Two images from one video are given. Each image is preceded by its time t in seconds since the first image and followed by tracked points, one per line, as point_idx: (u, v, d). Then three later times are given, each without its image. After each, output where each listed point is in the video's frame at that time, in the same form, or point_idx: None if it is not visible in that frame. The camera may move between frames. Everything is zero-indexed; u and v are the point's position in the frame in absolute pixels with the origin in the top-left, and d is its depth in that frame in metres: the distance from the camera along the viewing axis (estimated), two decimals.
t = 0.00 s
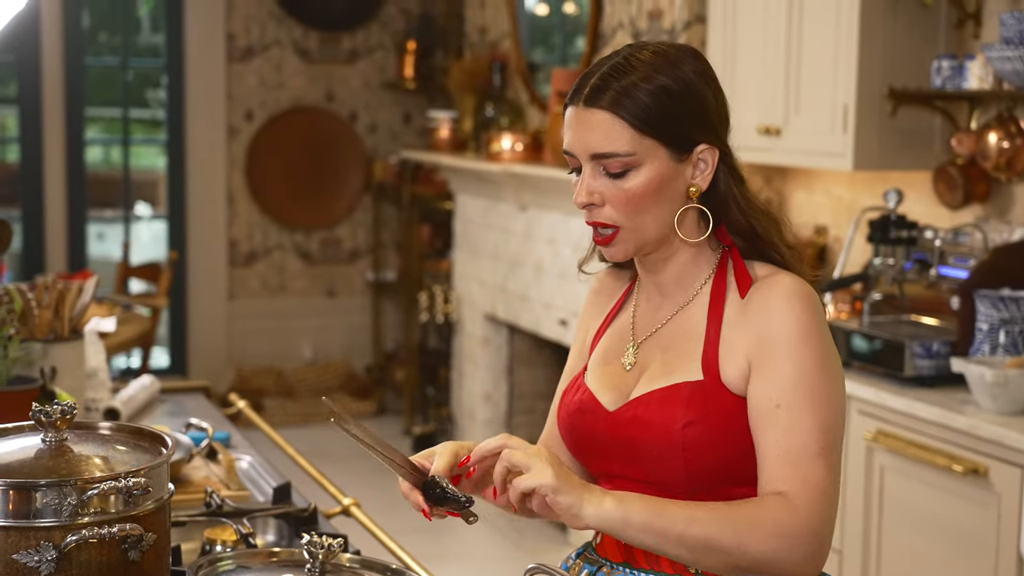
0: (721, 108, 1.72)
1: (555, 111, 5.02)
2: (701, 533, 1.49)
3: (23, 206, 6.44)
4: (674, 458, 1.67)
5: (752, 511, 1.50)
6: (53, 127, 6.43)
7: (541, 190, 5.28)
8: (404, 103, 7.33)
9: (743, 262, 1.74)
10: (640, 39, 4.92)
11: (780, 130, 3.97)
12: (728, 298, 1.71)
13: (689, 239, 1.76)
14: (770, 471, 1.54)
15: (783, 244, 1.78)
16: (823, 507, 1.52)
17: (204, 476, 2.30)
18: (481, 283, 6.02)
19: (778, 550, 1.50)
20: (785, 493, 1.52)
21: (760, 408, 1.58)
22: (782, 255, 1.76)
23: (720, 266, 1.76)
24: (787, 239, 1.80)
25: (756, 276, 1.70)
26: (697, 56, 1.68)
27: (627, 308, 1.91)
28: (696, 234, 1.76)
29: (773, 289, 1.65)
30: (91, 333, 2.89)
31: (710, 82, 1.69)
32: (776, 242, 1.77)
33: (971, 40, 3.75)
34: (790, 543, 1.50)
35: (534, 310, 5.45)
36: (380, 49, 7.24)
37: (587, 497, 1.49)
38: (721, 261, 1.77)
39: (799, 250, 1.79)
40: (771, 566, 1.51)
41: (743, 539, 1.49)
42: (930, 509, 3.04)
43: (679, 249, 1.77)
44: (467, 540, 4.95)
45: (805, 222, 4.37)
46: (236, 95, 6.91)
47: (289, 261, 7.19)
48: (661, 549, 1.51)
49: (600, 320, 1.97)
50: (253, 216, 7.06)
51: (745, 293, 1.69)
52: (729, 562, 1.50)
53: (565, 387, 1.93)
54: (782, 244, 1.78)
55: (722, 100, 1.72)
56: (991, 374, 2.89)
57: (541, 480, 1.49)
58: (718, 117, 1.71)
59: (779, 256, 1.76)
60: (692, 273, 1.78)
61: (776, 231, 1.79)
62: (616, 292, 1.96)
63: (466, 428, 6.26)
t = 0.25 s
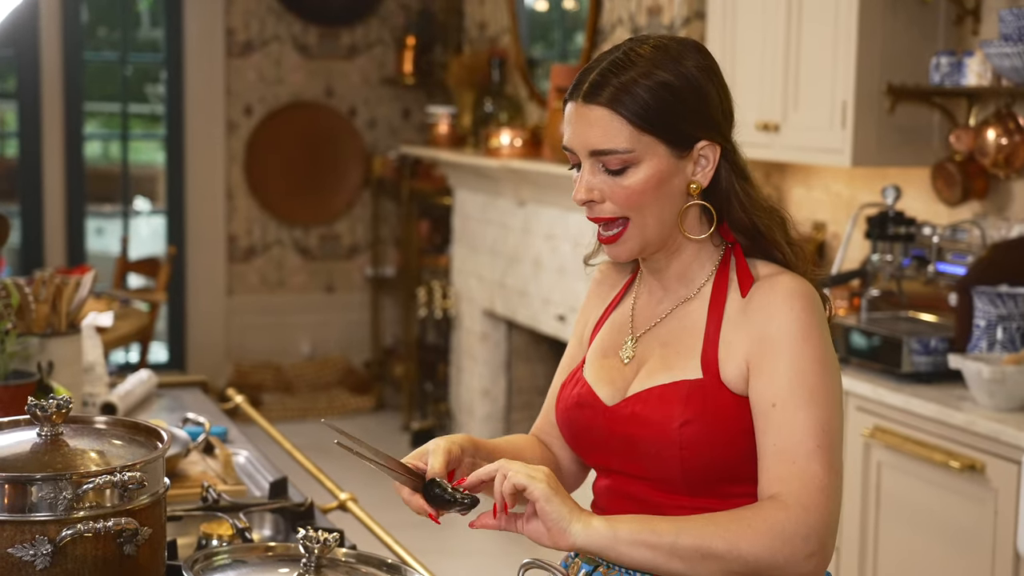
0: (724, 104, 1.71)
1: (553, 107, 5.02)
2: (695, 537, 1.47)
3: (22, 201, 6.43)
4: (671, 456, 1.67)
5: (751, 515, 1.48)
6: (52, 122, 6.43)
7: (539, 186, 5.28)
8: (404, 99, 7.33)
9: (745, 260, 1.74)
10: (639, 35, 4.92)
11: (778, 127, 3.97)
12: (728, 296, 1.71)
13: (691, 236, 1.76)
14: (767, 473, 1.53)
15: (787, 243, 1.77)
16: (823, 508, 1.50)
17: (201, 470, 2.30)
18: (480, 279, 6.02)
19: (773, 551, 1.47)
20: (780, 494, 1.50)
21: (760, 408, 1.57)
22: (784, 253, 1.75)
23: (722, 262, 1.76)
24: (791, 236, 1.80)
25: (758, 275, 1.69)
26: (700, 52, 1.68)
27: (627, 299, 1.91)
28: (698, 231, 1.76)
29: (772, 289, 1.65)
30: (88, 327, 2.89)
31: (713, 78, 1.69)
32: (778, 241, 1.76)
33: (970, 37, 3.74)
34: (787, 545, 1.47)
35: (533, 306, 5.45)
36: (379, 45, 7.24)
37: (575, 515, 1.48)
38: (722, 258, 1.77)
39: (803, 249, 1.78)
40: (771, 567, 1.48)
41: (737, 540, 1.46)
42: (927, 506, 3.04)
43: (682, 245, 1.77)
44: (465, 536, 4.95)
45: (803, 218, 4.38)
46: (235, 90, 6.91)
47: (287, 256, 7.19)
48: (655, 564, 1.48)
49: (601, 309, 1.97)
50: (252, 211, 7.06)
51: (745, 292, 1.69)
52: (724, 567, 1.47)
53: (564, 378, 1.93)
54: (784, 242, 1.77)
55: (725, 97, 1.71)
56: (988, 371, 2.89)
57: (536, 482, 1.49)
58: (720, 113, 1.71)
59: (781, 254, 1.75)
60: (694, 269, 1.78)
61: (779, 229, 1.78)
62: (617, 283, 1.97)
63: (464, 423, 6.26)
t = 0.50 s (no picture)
0: (720, 99, 1.71)
1: (552, 104, 5.02)
2: (687, 534, 1.47)
3: (21, 197, 6.43)
4: (666, 452, 1.67)
5: (746, 512, 1.48)
6: (50, 117, 6.42)
7: (538, 183, 5.28)
8: (402, 95, 7.33)
9: (740, 256, 1.74)
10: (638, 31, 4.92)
11: (777, 124, 3.97)
12: (724, 292, 1.71)
13: (688, 233, 1.77)
14: (761, 469, 1.53)
15: (783, 239, 1.78)
16: (820, 505, 1.50)
17: (198, 466, 2.30)
18: (478, 275, 6.02)
19: (767, 547, 1.47)
20: (773, 491, 1.50)
21: (755, 404, 1.57)
22: (780, 249, 1.76)
23: (718, 257, 1.76)
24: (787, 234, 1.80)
25: (753, 272, 1.70)
26: (697, 46, 1.68)
27: (622, 294, 1.91)
28: (693, 227, 1.77)
29: (767, 286, 1.65)
30: (86, 323, 2.89)
31: (710, 73, 1.69)
32: (774, 236, 1.77)
33: (969, 34, 3.74)
34: (782, 541, 1.47)
35: (531, 302, 5.45)
36: (378, 41, 7.23)
37: (570, 512, 1.50)
38: (718, 253, 1.77)
39: (799, 246, 1.79)
40: (767, 563, 1.47)
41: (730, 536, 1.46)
42: (924, 504, 3.04)
43: (677, 242, 1.78)
44: (463, 532, 4.95)
45: (801, 216, 4.38)
46: (234, 86, 6.91)
47: (286, 252, 7.19)
48: (649, 561, 1.48)
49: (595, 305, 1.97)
50: (250, 207, 7.06)
51: (741, 289, 1.69)
52: (718, 564, 1.47)
53: (558, 373, 1.93)
54: (780, 238, 1.77)
55: (722, 93, 1.71)
56: (986, 368, 2.89)
57: (533, 479, 1.50)
58: (717, 108, 1.70)
59: (777, 250, 1.76)
60: (689, 264, 1.78)
61: (775, 225, 1.79)
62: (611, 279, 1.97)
63: (463, 419, 6.26)
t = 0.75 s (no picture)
0: (717, 97, 1.71)
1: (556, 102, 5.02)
2: (695, 540, 1.48)
3: (26, 194, 6.44)
4: (670, 452, 1.67)
5: (753, 516, 1.49)
6: (55, 115, 6.43)
7: (542, 180, 5.28)
8: (406, 93, 7.33)
9: (742, 254, 1.74)
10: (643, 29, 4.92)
11: (782, 122, 3.96)
12: (726, 291, 1.71)
13: (689, 230, 1.76)
14: (768, 472, 1.53)
15: (784, 236, 1.78)
16: (827, 507, 1.51)
17: (203, 463, 2.31)
18: (483, 273, 6.02)
19: (776, 552, 1.48)
20: (781, 495, 1.51)
21: (761, 407, 1.57)
22: (782, 246, 1.76)
23: (719, 256, 1.76)
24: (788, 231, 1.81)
25: (755, 271, 1.69)
26: (688, 44, 1.67)
27: (622, 295, 1.91)
28: (695, 226, 1.77)
29: (771, 286, 1.64)
30: (91, 320, 2.89)
31: (704, 71, 1.68)
32: (775, 233, 1.77)
33: (973, 32, 3.74)
34: (790, 546, 1.48)
35: (535, 300, 5.45)
36: (383, 38, 7.23)
37: (581, 517, 1.50)
38: (719, 251, 1.77)
39: (800, 243, 1.80)
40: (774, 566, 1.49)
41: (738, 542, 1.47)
42: (928, 501, 3.05)
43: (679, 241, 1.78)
44: (467, 530, 4.95)
45: (804, 213, 4.38)
46: (239, 83, 6.91)
47: (290, 250, 7.20)
48: (657, 564, 1.49)
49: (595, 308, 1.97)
50: (255, 205, 7.06)
51: (744, 288, 1.68)
52: (727, 568, 1.48)
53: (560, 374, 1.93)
54: (781, 235, 1.77)
55: (719, 91, 1.71)
56: (990, 366, 2.89)
57: (545, 486, 1.49)
58: (713, 106, 1.70)
59: (778, 247, 1.75)
60: (690, 264, 1.78)
61: (775, 222, 1.79)
62: (610, 281, 1.97)
63: (467, 417, 6.27)
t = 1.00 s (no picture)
0: (721, 93, 1.71)
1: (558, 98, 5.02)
2: (706, 525, 1.43)
3: (29, 190, 6.44)
4: (673, 449, 1.67)
5: (766, 502, 1.44)
6: (57, 111, 6.43)
7: (545, 177, 5.28)
8: (409, 89, 7.33)
9: (745, 251, 1.74)
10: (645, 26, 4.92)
11: (785, 118, 3.96)
12: (730, 288, 1.71)
13: (693, 227, 1.76)
14: (777, 463, 1.50)
15: (787, 233, 1.78)
16: (841, 496, 1.46)
17: (206, 459, 2.31)
18: (485, 270, 6.02)
19: (789, 539, 1.43)
20: (791, 482, 1.47)
21: (767, 399, 1.55)
22: (785, 243, 1.75)
23: (722, 253, 1.76)
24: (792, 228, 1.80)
25: (759, 267, 1.69)
26: (693, 38, 1.67)
27: (624, 293, 1.91)
28: (699, 223, 1.77)
29: (775, 283, 1.64)
30: (94, 315, 2.90)
31: (709, 66, 1.68)
32: (778, 230, 1.76)
33: (977, 29, 3.73)
34: (803, 532, 1.43)
35: (537, 296, 5.45)
36: (386, 34, 7.23)
37: (588, 504, 1.44)
38: (722, 248, 1.77)
39: (803, 239, 1.80)
40: (787, 554, 1.43)
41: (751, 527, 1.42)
42: (931, 498, 3.04)
43: (681, 239, 1.78)
44: (469, 526, 4.96)
45: (807, 210, 4.38)
46: (241, 80, 6.91)
47: (293, 246, 7.20)
48: (666, 553, 1.43)
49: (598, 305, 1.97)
50: (257, 201, 7.07)
51: (747, 285, 1.68)
52: (741, 555, 1.42)
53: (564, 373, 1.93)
54: (783, 232, 1.77)
55: (723, 87, 1.71)
56: (993, 363, 2.89)
57: (549, 470, 1.43)
58: (718, 101, 1.70)
59: (781, 244, 1.75)
60: (693, 261, 1.78)
61: (778, 218, 1.79)
62: (612, 278, 1.97)
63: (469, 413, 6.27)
